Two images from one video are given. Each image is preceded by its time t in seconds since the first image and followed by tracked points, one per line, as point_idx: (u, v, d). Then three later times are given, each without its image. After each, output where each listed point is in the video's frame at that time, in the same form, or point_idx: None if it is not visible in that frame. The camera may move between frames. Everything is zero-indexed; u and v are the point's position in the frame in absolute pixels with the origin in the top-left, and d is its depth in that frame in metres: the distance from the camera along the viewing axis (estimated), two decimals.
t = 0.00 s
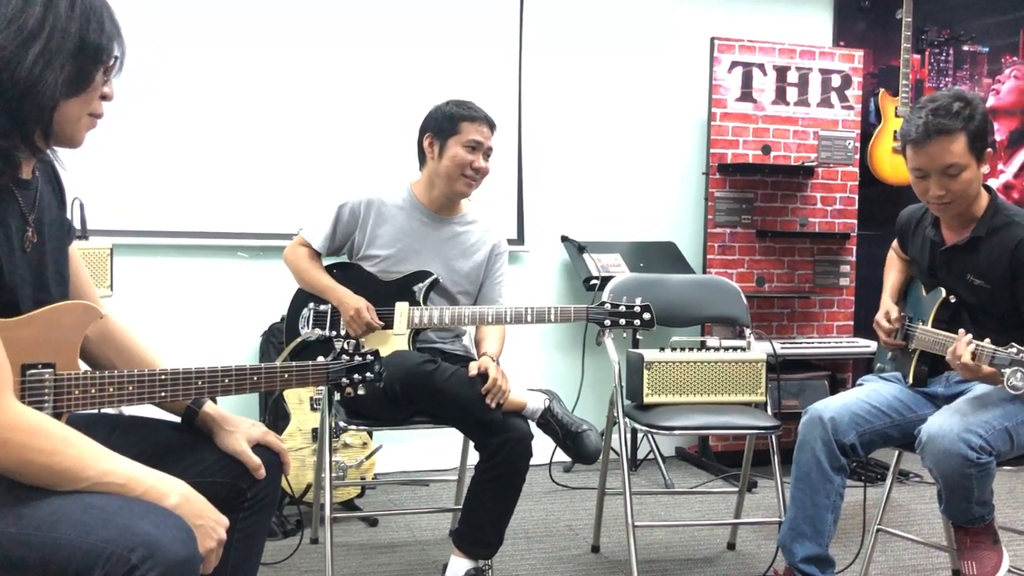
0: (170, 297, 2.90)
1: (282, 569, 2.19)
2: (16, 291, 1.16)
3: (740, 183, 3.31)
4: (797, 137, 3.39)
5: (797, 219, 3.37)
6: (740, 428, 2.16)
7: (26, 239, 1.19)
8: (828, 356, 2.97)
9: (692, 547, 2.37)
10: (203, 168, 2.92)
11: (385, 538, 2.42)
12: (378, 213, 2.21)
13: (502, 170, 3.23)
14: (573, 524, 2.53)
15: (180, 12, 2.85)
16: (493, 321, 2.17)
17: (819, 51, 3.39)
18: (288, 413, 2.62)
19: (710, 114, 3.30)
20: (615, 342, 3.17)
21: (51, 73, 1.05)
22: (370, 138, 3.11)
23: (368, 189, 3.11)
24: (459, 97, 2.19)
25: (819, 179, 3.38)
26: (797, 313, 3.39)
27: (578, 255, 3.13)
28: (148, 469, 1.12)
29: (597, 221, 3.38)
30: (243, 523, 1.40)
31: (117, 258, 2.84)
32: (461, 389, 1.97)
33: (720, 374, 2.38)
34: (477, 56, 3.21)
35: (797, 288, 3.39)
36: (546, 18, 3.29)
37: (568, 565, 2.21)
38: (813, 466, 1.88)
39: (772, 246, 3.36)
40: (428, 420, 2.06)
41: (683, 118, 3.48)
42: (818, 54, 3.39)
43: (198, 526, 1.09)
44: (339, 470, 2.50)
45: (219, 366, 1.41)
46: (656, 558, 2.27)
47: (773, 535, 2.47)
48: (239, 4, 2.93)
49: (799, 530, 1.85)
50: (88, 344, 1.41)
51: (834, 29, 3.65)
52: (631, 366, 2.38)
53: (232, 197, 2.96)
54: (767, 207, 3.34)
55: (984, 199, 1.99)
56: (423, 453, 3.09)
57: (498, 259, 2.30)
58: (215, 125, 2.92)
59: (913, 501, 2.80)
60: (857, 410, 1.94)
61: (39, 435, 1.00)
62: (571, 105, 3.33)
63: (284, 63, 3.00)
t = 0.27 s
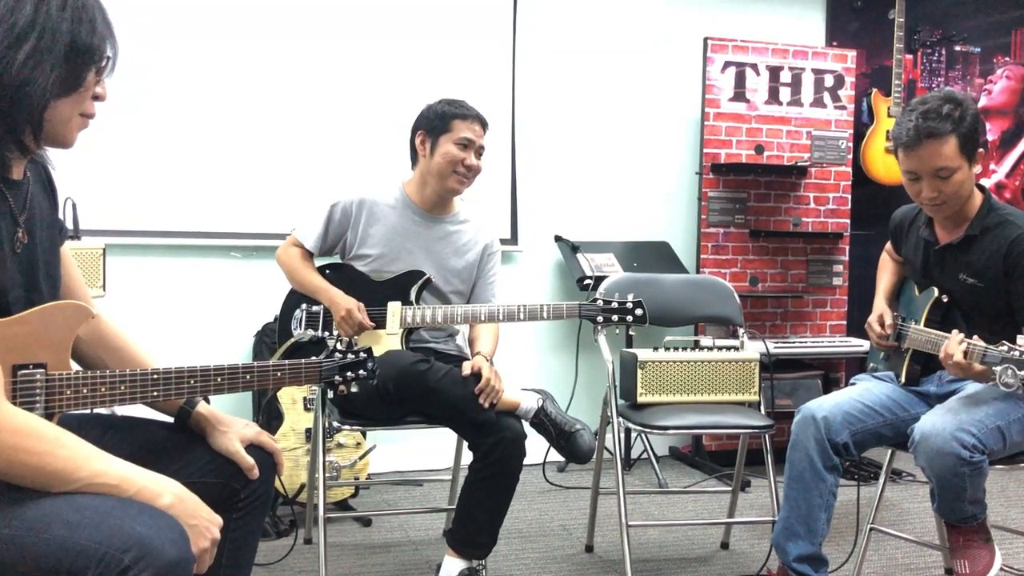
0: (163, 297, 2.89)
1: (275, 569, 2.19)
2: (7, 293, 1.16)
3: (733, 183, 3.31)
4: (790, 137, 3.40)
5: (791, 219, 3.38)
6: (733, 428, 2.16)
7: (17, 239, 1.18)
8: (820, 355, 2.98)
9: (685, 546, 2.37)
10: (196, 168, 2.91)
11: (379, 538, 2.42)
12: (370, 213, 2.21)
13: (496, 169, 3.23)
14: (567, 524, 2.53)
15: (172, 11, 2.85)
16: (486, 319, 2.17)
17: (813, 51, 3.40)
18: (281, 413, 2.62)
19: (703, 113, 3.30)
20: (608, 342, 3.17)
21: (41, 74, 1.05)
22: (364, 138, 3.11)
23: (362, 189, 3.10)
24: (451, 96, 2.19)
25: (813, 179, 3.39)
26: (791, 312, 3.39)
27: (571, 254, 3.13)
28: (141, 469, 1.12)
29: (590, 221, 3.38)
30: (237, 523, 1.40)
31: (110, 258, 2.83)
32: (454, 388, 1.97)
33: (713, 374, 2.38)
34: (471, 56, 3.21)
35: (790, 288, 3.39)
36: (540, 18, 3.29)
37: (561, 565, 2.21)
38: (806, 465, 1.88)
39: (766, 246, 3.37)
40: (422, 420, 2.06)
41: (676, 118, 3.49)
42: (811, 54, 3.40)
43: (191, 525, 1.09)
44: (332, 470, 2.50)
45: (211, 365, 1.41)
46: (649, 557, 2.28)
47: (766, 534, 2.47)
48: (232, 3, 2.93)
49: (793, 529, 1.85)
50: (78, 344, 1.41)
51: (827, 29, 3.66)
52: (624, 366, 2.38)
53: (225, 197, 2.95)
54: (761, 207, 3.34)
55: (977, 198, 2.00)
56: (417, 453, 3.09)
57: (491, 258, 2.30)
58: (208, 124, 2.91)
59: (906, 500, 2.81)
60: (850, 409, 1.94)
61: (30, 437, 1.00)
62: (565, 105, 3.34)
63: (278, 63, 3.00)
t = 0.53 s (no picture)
0: (159, 297, 2.89)
1: (271, 569, 2.19)
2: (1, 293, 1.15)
3: (729, 183, 3.32)
4: (786, 137, 3.40)
5: (787, 219, 3.38)
6: (729, 428, 2.16)
7: (11, 239, 1.18)
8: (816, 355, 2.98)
9: (682, 546, 2.37)
10: (192, 168, 2.91)
11: (375, 538, 2.42)
12: (366, 213, 2.21)
13: (492, 169, 3.23)
14: (563, 524, 2.53)
15: (168, 11, 2.84)
16: (482, 318, 2.17)
17: (809, 51, 3.40)
18: (277, 413, 2.61)
19: (699, 113, 3.31)
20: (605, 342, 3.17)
21: (34, 73, 1.04)
22: (361, 138, 3.11)
23: (358, 189, 3.10)
24: (444, 96, 2.19)
25: (809, 179, 3.39)
26: (787, 312, 3.40)
27: (568, 254, 3.13)
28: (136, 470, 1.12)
29: (587, 221, 3.38)
30: (233, 523, 1.40)
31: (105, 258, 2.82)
32: (451, 388, 1.97)
33: (709, 374, 2.39)
34: (467, 56, 3.21)
35: (786, 288, 3.40)
36: (536, 18, 3.29)
37: (558, 565, 2.21)
38: (802, 465, 1.88)
39: (762, 246, 3.37)
40: (418, 420, 2.06)
41: (672, 118, 3.49)
42: (807, 54, 3.40)
43: (187, 526, 1.09)
44: (329, 470, 2.49)
45: (206, 364, 1.41)
46: (646, 557, 2.28)
47: (762, 534, 2.48)
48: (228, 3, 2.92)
49: (789, 528, 1.85)
50: (72, 345, 1.40)
51: (823, 29, 3.66)
52: (621, 366, 2.39)
53: (221, 197, 2.95)
54: (757, 207, 3.35)
55: (974, 198, 1.99)
56: (413, 453, 3.09)
57: (486, 258, 2.30)
58: (204, 124, 2.91)
59: (902, 499, 2.82)
60: (846, 409, 1.95)
61: (25, 438, 1.00)
62: (561, 105, 3.34)
63: (274, 62, 2.99)
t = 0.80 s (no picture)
0: (157, 297, 2.88)
1: (269, 569, 2.18)
2: None
3: (727, 183, 3.32)
4: (784, 137, 3.40)
5: (784, 219, 3.38)
6: (727, 427, 2.16)
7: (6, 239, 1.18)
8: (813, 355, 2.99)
9: (680, 546, 2.38)
10: (190, 168, 2.90)
11: (373, 538, 2.42)
12: (363, 213, 2.20)
13: (490, 169, 3.23)
14: (561, 524, 2.53)
15: (165, 10, 2.84)
16: (479, 317, 2.16)
17: (806, 51, 3.40)
18: (275, 413, 2.61)
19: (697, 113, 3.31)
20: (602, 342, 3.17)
21: (24, 73, 1.04)
22: (359, 137, 3.11)
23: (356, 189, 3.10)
24: (441, 96, 2.19)
25: (807, 179, 3.40)
26: (785, 312, 3.40)
27: (566, 254, 3.13)
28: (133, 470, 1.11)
29: (585, 221, 3.39)
30: (231, 523, 1.40)
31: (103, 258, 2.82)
32: (448, 387, 1.97)
33: (707, 374, 2.39)
34: (465, 55, 3.20)
35: (784, 287, 3.40)
36: (534, 17, 3.29)
37: (556, 564, 2.21)
38: (800, 465, 1.88)
39: (760, 246, 3.37)
40: (416, 419, 2.06)
41: (670, 118, 3.49)
42: (805, 54, 3.41)
43: (184, 525, 1.08)
44: (326, 470, 2.49)
45: (203, 363, 1.41)
46: (643, 557, 2.28)
47: (760, 534, 2.48)
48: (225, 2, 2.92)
49: (787, 528, 1.85)
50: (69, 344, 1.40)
51: (820, 29, 3.67)
52: (618, 365, 2.39)
53: (219, 196, 2.95)
54: (754, 207, 3.35)
55: (972, 198, 2.00)
56: (411, 453, 3.09)
57: (484, 257, 2.30)
58: (202, 124, 2.91)
59: (899, 499, 2.82)
60: (843, 409, 1.95)
61: (22, 439, 1.00)
62: (559, 104, 3.34)
63: (272, 62, 2.99)
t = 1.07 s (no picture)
0: (156, 297, 2.88)
1: (269, 569, 2.19)
2: None
3: (727, 183, 3.32)
4: (784, 137, 3.40)
5: (784, 219, 3.38)
6: (726, 428, 2.16)
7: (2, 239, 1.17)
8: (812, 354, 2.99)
9: (679, 546, 2.38)
10: (189, 168, 2.90)
11: (373, 538, 2.42)
12: (362, 213, 2.20)
13: (489, 169, 3.23)
14: (561, 524, 2.53)
15: (164, 10, 2.83)
16: (479, 317, 2.16)
17: (806, 51, 3.40)
18: (275, 413, 2.61)
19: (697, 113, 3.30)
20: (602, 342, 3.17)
21: (15, 74, 1.04)
22: (358, 137, 3.11)
23: (356, 189, 3.10)
24: (440, 96, 2.19)
25: (806, 179, 3.40)
26: (784, 312, 3.40)
27: (565, 254, 3.13)
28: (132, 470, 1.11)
29: (584, 221, 3.39)
30: (230, 523, 1.40)
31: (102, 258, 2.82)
32: (448, 387, 1.97)
33: (707, 374, 2.39)
34: (464, 55, 3.20)
35: (784, 287, 3.40)
36: (533, 17, 3.29)
37: (555, 564, 2.21)
38: (799, 465, 1.88)
39: (759, 246, 3.37)
40: (416, 419, 2.06)
41: (670, 118, 3.49)
42: (804, 54, 3.40)
43: (184, 525, 1.08)
44: (326, 470, 2.49)
45: (202, 362, 1.41)
46: (643, 557, 2.28)
47: (759, 534, 2.48)
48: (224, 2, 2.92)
49: (786, 528, 1.85)
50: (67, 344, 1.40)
51: (820, 29, 3.67)
52: (618, 365, 2.39)
53: (218, 196, 2.95)
54: (754, 207, 3.35)
55: (971, 197, 2.00)
56: (410, 453, 3.09)
57: (483, 257, 2.30)
58: (201, 123, 2.91)
59: (899, 499, 2.82)
60: (843, 409, 1.95)
61: (21, 440, 1.00)
62: (558, 104, 3.34)
63: (271, 62, 2.99)
